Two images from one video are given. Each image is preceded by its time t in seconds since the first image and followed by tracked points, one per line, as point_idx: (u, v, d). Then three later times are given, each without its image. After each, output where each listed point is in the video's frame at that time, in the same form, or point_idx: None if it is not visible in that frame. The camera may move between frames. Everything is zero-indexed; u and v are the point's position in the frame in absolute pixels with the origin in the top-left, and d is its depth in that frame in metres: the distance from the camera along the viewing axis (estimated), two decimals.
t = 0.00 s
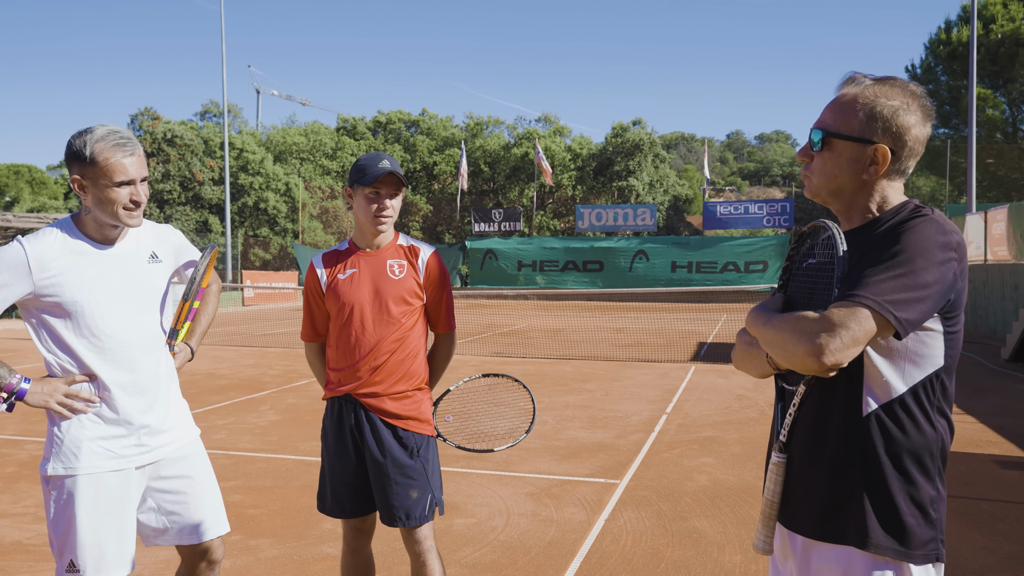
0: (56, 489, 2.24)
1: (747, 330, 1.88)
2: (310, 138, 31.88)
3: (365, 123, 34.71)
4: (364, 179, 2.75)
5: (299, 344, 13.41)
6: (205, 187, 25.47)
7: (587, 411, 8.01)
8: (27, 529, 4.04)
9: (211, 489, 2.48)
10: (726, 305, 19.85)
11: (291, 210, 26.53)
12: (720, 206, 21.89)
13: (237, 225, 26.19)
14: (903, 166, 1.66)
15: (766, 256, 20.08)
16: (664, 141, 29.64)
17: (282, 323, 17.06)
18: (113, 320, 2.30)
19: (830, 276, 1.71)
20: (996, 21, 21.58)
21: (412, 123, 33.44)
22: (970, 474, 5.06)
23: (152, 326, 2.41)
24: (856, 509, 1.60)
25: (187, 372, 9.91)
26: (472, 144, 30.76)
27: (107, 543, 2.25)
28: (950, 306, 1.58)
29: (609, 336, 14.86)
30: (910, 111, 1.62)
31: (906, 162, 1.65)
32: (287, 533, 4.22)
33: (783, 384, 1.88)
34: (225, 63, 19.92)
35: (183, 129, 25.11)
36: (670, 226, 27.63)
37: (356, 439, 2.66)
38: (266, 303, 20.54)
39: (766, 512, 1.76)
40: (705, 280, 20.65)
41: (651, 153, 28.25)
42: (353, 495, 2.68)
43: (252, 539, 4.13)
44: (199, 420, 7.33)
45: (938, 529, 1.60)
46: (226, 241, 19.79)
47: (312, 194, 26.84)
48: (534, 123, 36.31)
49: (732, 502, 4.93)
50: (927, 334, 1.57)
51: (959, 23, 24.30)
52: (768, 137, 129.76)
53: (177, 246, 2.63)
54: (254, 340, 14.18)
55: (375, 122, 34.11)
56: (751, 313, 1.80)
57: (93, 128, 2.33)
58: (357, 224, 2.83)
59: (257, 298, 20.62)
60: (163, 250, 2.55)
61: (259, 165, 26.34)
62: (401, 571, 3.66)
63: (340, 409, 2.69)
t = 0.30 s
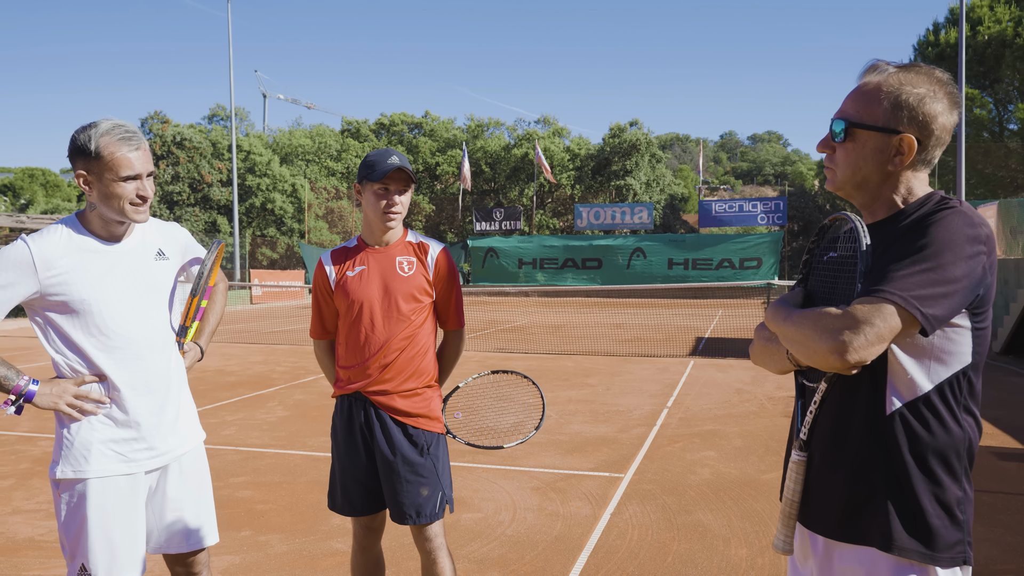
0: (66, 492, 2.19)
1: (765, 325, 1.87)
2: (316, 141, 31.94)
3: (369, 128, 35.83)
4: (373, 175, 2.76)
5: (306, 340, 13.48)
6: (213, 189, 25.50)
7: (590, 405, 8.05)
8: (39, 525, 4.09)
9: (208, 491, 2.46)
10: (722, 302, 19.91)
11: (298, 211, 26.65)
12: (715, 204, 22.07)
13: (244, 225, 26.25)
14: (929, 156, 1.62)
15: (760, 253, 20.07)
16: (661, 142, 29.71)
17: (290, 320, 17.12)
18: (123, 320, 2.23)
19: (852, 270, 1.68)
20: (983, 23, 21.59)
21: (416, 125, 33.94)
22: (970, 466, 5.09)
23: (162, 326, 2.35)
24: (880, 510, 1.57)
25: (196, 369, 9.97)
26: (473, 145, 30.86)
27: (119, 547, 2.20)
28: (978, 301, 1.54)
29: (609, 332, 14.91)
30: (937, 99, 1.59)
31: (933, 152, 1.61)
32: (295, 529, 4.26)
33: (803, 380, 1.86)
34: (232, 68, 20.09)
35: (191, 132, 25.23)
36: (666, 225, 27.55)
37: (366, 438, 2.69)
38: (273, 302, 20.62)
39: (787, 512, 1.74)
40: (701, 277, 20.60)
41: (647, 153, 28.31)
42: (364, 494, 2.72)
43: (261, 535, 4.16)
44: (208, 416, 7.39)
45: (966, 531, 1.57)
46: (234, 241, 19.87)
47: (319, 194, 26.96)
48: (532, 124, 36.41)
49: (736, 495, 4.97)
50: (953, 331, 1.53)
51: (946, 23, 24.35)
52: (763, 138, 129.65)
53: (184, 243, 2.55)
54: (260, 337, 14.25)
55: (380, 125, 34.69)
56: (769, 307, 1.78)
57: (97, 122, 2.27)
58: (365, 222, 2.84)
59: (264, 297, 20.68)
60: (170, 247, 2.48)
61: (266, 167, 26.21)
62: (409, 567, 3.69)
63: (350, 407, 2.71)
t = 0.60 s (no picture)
0: (84, 487, 2.24)
1: (770, 323, 1.66)
2: (321, 143, 31.96)
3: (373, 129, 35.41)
4: (377, 173, 2.62)
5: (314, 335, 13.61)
6: (223, 189, 25.66)
7: (589, 398, 8.15)
8: (55, 519, 4.29)
9: (227, 489, 2.50)
10: (716, 298, 20.06)
11: (304, 210, 26.60)
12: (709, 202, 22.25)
13: (253, 224, 26.22)
14: (937, 152, 1.53)
15: (753, 250, 20.17)
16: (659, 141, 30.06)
17: (297, 315, 17.25)
18: (141, 317, 2.27)
19: (860, 266, 1.47)
20: (967, 26, 21.85)
21: (419, 126, 33.91)
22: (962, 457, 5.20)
23: (180, 323, 2.39)
24: (888, 510, 1.46)
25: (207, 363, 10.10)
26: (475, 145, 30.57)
27: (135, 543, 2.24)
28: (990, 299, 1.42)
29: (607, 326, 15.05)
30: (945, 93, 1.50)
31: (940, 147, 1.53)
32: (304, 521, 4.35)
33: (810, 378, 1.70)
34: (241, 71, 20.22)
35: (202, 134, 25.23)
36: (662, 222, 27.72)
37: (372, 432, 2.54)
38: (282, 298, 20.75)
39: (794, 510, 1.63)
40: (695, 273, 20.74)
41: (642, 153, 28.51)
42: (370, 489, 2.56)
43: (270, 527, 4.25)
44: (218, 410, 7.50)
45: (976, 530, 1.45)
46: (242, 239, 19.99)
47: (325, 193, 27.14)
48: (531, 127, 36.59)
49: (733, 486, 5.07)
50: (964, 328, 1.41)
51: (931, 26, 24.59)
52: (755, 137, 130.22)
53: (204, 242, 2.62)
54: (267, 332, 14.40)
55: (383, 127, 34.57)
56: (774, 307, 1.59)
57: (132, 121, 2.35)
58: (370, 220, 2.70)
59: (273, 293, 20.80)
60: (191, 245, 2.54)
61: (274, 167, 26.24)
62: (415, 557, 3.75)
63: (355, 402, 2.56)
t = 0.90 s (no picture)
0: (96, 481, 2.33)
1: (765, 320, 1.71)
2: (327, 144, 31.93)
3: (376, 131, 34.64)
4: (375, 173, 2.65)
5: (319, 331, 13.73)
6: (232, 190, 25.79)
7: (587, 392, 8.26)
8: (66, 510, 4.42)
9: (234, 484, 2.58)
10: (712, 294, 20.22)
11: (310, 210, 26.61)
12: (703, 200, 22.40)
13: (260, 224, 26.20)
14: (928, 149, 1.56)
15: (746, 247, 20.22)
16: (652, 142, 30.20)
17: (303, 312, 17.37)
18: (154, 314, 2.35)
19: (856, 264, 1.53)
20: (954, 30, 22.11)
21: (422, 128, 33.06)
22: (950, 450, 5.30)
23: (192, 321, 2.46)
24: (881, 506, 1.45)
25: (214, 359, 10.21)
26: (476, 146, 30.52)
27: (144, 536, 2.33)
28: (981, 296, 1.42)
29: (605, 322, 15.19)
30: (937, 91, 1.53)
31: (931, 145, 1.56)
32: (308, 513, 4.44)
33: (803, 375, 1.71)
34: (248, 72, 20.26)
35: (211, 136, 25.35)
36: (658, 221, 28.04)
37: (372, 428, 2.58)
38: (290, 295, 20.81)
39: (787, 506, 1.62)
40: (690, 270, 20.91)
41: (638, 153, 28.63)
42: (370, 484, 2.60)
43: (275, 519, 4.34)
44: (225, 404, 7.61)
45: (967, 525, 1.45)
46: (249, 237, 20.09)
47: (330, 195, 27.31)
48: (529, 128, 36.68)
49: (727, 478, 5.18)
50: (956, 326, 1.41)
51: (919, 28, 24.88)
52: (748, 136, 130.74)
53: (218, 242, 2.69)
54: (273, 329, 14.52)
55: (388, 128, 33.38)
56: (769, 304, 1.64)
57: (156, 123, 2.41)
58: (369, 219, 2.74)
59: (281, 290, 20.88)
60: (204, 245, 2.61)
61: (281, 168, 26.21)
62: (417, 546, 3.83)
63: (355, 398, 2.60)
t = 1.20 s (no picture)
0: (86, 481, 2.32)
1: (755, 319, 1.70)
2: (330, 144, 31.89)
3: (379, 130, 33.52)
4: (363, 171, 2.64)
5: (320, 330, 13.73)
6: (235, 190, 25.76)
7: (585, 390, 8.25)
8: (63, 508, 4.41)
9: (225, 484, 2.57)
10: (710, 293, 20.19)
11: (313, 209, 26.60)
12: (702, 199, 22.30)
13: (263, 224, 26.16)
14: (917, 144, 1.56)
15: (745, 245, 20.26)
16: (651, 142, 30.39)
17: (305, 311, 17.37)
18: (145, 313, 2.34)
19: (845, 262, 1.52)
20: (950, 29, 22.04)
21: (424, 128, 32.38)
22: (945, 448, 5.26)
23: (184, 321, 2.45)
24: (872, 508, 1.44)
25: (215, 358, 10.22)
26: (477, 146, 30.47)
27: (133, 536, 2.32)
28: (974, 294, 1.41)
29: (604, 320, 15.18)
30: (925, 86, 1.53)
31: (921, 140, 1.55)
32: (304, 511, 4.43)
33: (794, 375, 1.70)
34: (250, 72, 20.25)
35: (214, 136, 25.38)
36: (657, 220, 28.07)
37: (361, 428, 2.58)
38: (293, 294, 20.79)
39: (778, 508, 1.61)
40: (690, 268, 20.90)
41: (638, 153, 28.56)
42: (359, 483, 2.60)
43: (271, 518, 4.33)
44: (225, 403, 7.61)
45: (960, 528, 1.44)
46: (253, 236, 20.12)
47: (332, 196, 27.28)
48: (529, 128, 36.72)
49: (724, 476, 5.18)
50: (948, 325, 1.40)
51: (916, 28, 24.87)
52: (744, 138, 130.76)
53: (211, 241, 2.68)
54: (275, 327, 14.51)
55: (389, 128, 32.55)
56: (759, 303, 1.63)
57: (149, 123, 2.39)
58: (358, 217, 2.72)
59: (284, 288, 20.86)
60: (198, 243, 2.60)
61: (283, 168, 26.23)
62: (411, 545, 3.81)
63: (344, 398, 2.60)
